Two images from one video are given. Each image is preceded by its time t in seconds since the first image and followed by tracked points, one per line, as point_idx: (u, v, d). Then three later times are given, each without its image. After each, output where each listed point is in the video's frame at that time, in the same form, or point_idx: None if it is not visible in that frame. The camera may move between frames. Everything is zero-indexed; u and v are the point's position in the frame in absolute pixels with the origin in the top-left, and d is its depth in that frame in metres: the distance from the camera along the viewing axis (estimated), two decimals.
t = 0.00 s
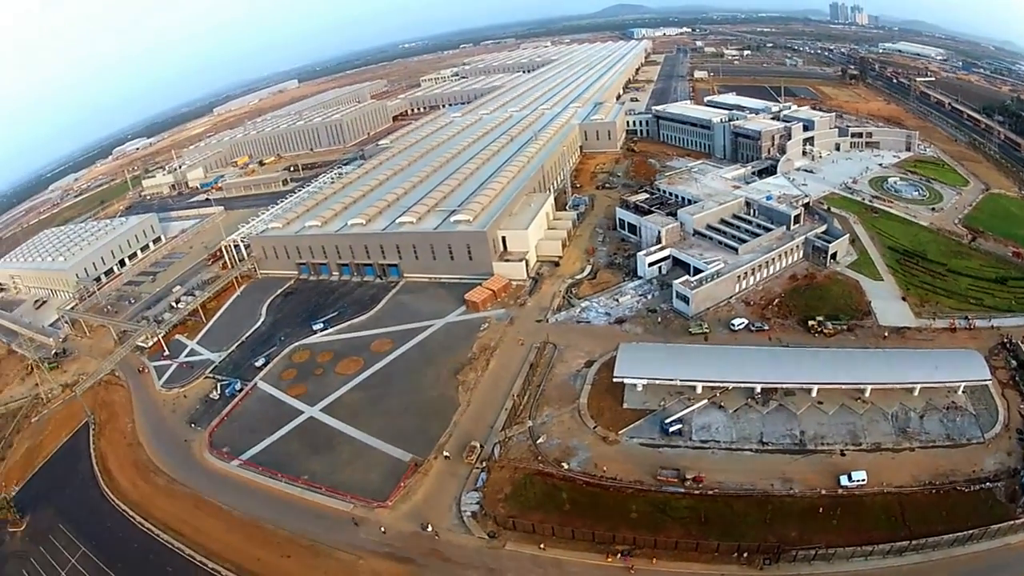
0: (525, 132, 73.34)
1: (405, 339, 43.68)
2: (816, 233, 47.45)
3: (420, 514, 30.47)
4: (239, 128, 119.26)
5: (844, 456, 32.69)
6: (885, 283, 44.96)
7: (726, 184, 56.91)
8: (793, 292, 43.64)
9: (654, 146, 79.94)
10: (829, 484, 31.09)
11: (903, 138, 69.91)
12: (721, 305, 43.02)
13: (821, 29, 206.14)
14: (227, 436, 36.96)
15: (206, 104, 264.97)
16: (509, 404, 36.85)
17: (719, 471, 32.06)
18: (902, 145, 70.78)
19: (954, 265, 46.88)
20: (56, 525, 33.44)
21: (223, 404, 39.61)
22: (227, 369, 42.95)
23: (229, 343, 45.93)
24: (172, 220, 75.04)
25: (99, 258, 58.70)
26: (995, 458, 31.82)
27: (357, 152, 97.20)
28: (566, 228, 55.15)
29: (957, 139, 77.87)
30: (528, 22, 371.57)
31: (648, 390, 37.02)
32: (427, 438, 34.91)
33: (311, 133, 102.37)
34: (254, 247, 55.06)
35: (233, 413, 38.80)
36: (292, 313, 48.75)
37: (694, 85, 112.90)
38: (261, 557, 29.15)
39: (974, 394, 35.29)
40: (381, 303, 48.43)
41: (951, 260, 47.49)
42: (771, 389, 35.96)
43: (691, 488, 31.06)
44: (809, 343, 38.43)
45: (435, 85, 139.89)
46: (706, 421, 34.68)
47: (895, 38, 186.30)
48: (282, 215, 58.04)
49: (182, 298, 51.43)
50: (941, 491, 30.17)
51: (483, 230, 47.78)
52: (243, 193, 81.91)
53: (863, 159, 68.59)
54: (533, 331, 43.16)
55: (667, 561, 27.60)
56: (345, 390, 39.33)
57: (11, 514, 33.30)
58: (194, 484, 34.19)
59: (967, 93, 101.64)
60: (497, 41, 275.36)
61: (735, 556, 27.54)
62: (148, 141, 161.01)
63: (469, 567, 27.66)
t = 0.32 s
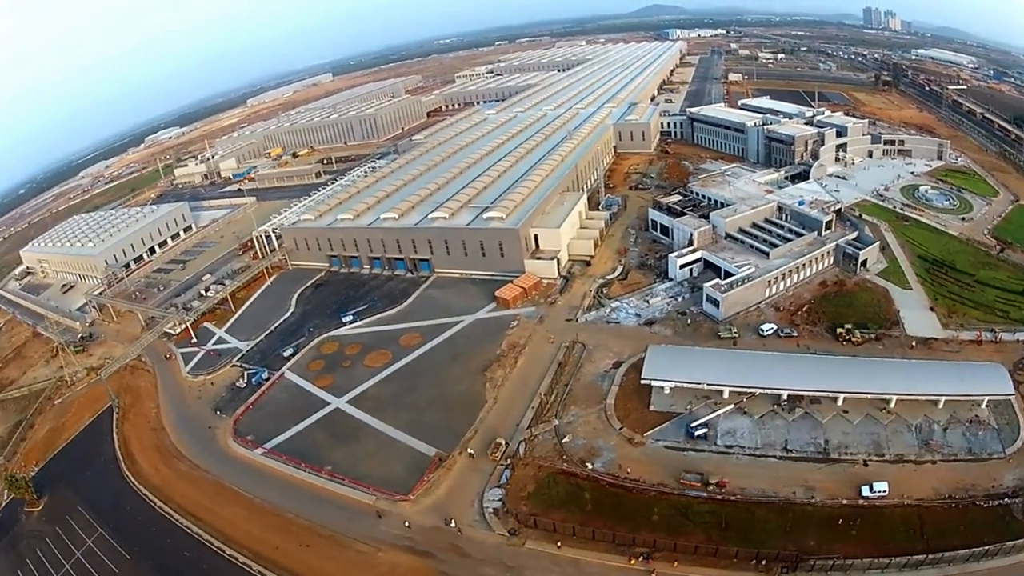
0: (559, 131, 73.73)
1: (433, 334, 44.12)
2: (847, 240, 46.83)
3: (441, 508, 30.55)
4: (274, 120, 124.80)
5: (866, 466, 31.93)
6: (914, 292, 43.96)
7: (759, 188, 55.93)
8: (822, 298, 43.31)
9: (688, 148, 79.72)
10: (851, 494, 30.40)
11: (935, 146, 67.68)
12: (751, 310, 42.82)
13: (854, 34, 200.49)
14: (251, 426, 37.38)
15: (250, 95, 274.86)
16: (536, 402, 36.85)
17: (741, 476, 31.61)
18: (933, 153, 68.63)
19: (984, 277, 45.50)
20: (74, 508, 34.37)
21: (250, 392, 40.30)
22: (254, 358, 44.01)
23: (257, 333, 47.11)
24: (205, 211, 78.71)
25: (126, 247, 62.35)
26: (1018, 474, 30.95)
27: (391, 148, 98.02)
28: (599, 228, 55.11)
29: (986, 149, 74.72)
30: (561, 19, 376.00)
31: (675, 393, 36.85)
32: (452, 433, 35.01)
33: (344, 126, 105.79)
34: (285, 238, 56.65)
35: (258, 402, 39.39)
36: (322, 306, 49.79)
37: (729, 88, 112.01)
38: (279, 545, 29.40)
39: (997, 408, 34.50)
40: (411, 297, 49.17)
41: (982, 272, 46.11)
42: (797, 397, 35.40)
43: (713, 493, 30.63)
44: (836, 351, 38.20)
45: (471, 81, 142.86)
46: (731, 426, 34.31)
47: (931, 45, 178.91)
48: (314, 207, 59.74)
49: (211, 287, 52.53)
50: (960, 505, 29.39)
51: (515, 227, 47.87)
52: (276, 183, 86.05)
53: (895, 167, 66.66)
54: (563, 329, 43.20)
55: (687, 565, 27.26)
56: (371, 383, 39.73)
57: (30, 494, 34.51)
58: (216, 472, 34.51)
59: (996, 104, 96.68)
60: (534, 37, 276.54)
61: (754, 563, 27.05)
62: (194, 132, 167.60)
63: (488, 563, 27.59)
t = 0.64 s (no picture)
0: (594, 129, 73.88)
1: (462, 329, 44.40)
2: (878, 248, 46.37)
3: (465, 502, 30.68)
4: (309, 112, 127.38)
5: (888, 477, 31.44)
6: (943, 303, 43.38)
7: (792, 193, 54.97)
8: (852, 306, 43.03)
9: (722, 150, 79.48)
10: (871, 504, 29.92)
11: (966, 156, 66.35)
12: (780, 315, 42.70)
13: (888, 40, 196.25)
14: (277, 414, 37.75)
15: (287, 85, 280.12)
16: (563, 399, 36.94)
17: (764, 482, 31.33)
18: (965, 162, 67.06)
19: (1014, 290, 44.47)
20: (95, 490, 34.80)
21: (277, 381, 40.79)
22: (282, 348, 44.55)
23: (287, 322, 47.79)
24: (238, 200, 80.64)
25: (156, 234, 63.94)
26: None
27: (424, 143, 98.29)
28: (631, 228, 55.09)
29: (1018, 160, 72.44)
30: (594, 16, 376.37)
31: (703, 395, 36.80)
32: (478, 428, 35.18)
33: (379, 120, 106.93)
34: (318, 230, 57.63)
35: (284, 391, 39.71)
36: (352, 298, 50.21)
37: (764, 91, 111.15)
38: (299, 533, 29.63)
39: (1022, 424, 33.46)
40: (441, 291, 49.58)
41: (1012, 284, 45.04)
42: (823, 403, 35.21)
43: (736, 497, 30.34)
44: (864, 360, 38.04)
45: (506, 78, 143.83)
46: (756, 430, 34.12)
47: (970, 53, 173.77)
48: (347, 199, 60.45)
49: (241, 276, 54.41)
50: (978, 520, 28.68)
51: (548, 225, 47.93)
52: (309, 174, 87.98)
53: (926, 176, 65.32)
54: (592, 328, 43.24)
55: (707, 569, 27.04)
56: (399, 375, 40.06)
57: (50, 475, 35.02)
58: (239, 458, 34.83)
59: None
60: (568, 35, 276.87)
61: (774, 569, 26.78)
62: (229, 123, 170.78)
63: (508, 559, 27.68)
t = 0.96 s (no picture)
0: (629, 127, 73.81)
1: (491, 324, 44.48)
2: (909, 257, 45.90)
3: (488, 497, 30.56)
4: (345, 104, 128.53)
5: (908, 489, 30.50)
6: (971, 315, 42.88)
7: (826, 199, 55.18)
8: (882, 314, 42.68)
9: (758, 153, 79.16)
10: (890, 517, 28.99)
11: (998, 167, 64.48)
12: (809, 321, 42.51)
13: (923, 48, 192.78)
14: (303, 403, 37.87)
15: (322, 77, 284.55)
16: (591, 398, 36.85)
17: (787, 488, 30.82)
18: (996, 174, 65.07)
19: None
20: (116, 475, 34.85)
21: (305, 370, 41.06)
22: (312, 337, 44.97)
23: (317, 313, 48.17)
24: (272, 189, 81.51)
25: (188, 221, 64.56)
26: None
27: (459, 136, 98.36)
28: (665, 228, 54.95)
29: None
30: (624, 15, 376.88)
31: (730, 399, 36.50)
32: (504, 424, 35.12)
33: (416, 113, 107.39)
34: (352, 221, 58.23)
35: (312, 381, 39.95)
36: (385, 290, 50.63)
37: (798, 95, 110.40)
38: (321, 523, 29.55)
39: None
40: (472, 286, 49.71)
41: None
42: (848, 411, 34.57)
43: (758, 503, 29.86)
44: (891, 369, 37.80)
45: (542, 75, 144.38)
46: (781, 436, 33.74)
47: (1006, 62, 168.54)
48: (380, 192, 60.79)
49: (273, 265, 54.92)
50: (996, 537, 27.57)
51: (582, 222, 47.85)
52: (343, 165, 88.73)
53: (958, 186, 64.06)
54: (622, 327, 43.09)
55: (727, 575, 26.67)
56: (427, 369, 40.17)
57: (72, 459, 35.16)
58: (264, 446, 34.91)
59: None
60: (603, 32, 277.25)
61: None
62: (264, 112, 173.06)
63: (528, 556, 27.50)
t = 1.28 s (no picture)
0: (663, 127, 73.59)
1: (520, 320, 44.55)
2: (939, 266, 45.43)
3: (510, 493, 30.62)
4: (379, 96, 129.41)
5: (928, 502, 29.79)
6: (997, 326, 42.16)
7: (857, 204, 54.42)
8: (910, 323, 42.29)
9: (791, 157, 78.81)
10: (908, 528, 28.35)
11: None
12: (838, 327, 42.28)
13: (958, 55, 190.36)
14: (330, 393, 38.16)
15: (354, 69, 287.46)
16: (618, 397, 36.81)
17: (809, 495, 30.49)
18: None
19: None
20: (137, 458, 35.18)
21: (333, 360, 41.39)
22: (340, 327, 45.37)
23: (347, 304, 48.50)
24: (305, 179, 82.24)
25: (220, 209, 65.18)
26: None
27: (492, 132, 98.52)
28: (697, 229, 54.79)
29: None
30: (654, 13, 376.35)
31: (757, 403, 36.29)
32: (529, 420, 35.19)
33: (450, 107, 107.76)
34: (384, 213, 58.72)
35: (341, 370, 40.28)
36: (416, 283, 50.75)
37: (832, 99, 109.47)
38: (344, 513, 29.71)
39: None
40: (503, 281, 49.83)
41: None
42: (873, 420, 34.08)
43: (780, 509, 29.50)
44: (914, 379, 37.50)
45: (576, 72, 144.58)
46: (806, 443, 33.47)
47: None
48: (413, 185, 61.22)
49: (304, 255, 55.42)
50: (1012, 553, 26.75)
51: (615, 221, 47.74)
52: (377, 157, 89.49)
53: (988, 196, 63.08)
54: (652, 328, 42.97)
55: None
56: (456, 363, 40.29)
57: (95, 440, 35.58)
58: (289, 434, 35.19)
59: None
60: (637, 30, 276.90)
61: None
62: (296, 103, 174.33)
63: (548, 553, 27.48)
